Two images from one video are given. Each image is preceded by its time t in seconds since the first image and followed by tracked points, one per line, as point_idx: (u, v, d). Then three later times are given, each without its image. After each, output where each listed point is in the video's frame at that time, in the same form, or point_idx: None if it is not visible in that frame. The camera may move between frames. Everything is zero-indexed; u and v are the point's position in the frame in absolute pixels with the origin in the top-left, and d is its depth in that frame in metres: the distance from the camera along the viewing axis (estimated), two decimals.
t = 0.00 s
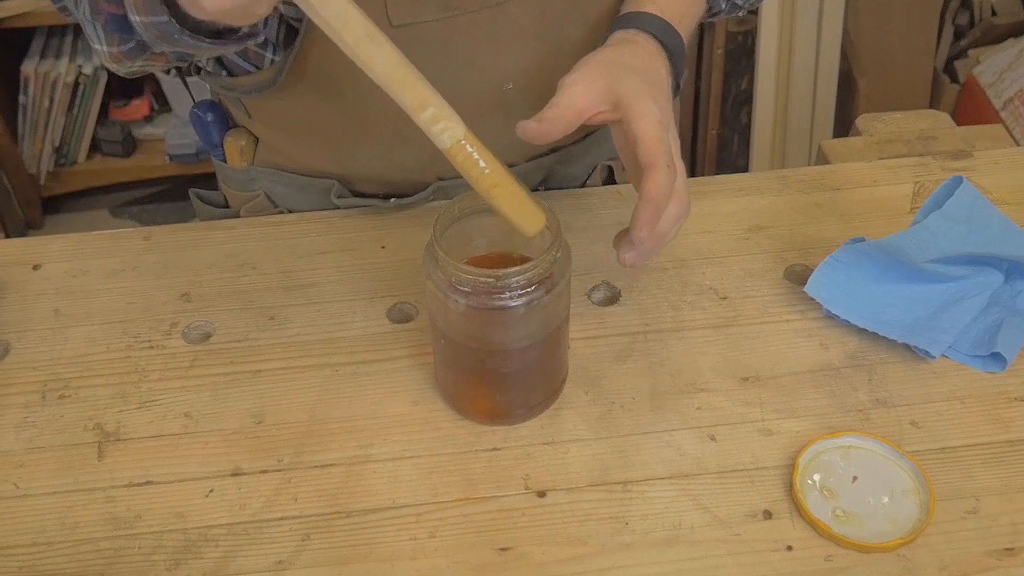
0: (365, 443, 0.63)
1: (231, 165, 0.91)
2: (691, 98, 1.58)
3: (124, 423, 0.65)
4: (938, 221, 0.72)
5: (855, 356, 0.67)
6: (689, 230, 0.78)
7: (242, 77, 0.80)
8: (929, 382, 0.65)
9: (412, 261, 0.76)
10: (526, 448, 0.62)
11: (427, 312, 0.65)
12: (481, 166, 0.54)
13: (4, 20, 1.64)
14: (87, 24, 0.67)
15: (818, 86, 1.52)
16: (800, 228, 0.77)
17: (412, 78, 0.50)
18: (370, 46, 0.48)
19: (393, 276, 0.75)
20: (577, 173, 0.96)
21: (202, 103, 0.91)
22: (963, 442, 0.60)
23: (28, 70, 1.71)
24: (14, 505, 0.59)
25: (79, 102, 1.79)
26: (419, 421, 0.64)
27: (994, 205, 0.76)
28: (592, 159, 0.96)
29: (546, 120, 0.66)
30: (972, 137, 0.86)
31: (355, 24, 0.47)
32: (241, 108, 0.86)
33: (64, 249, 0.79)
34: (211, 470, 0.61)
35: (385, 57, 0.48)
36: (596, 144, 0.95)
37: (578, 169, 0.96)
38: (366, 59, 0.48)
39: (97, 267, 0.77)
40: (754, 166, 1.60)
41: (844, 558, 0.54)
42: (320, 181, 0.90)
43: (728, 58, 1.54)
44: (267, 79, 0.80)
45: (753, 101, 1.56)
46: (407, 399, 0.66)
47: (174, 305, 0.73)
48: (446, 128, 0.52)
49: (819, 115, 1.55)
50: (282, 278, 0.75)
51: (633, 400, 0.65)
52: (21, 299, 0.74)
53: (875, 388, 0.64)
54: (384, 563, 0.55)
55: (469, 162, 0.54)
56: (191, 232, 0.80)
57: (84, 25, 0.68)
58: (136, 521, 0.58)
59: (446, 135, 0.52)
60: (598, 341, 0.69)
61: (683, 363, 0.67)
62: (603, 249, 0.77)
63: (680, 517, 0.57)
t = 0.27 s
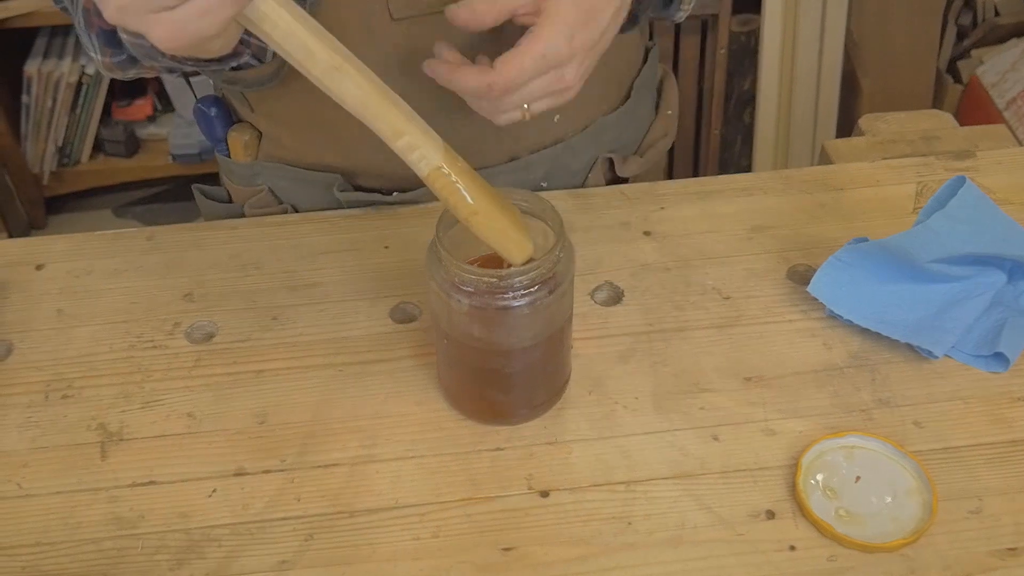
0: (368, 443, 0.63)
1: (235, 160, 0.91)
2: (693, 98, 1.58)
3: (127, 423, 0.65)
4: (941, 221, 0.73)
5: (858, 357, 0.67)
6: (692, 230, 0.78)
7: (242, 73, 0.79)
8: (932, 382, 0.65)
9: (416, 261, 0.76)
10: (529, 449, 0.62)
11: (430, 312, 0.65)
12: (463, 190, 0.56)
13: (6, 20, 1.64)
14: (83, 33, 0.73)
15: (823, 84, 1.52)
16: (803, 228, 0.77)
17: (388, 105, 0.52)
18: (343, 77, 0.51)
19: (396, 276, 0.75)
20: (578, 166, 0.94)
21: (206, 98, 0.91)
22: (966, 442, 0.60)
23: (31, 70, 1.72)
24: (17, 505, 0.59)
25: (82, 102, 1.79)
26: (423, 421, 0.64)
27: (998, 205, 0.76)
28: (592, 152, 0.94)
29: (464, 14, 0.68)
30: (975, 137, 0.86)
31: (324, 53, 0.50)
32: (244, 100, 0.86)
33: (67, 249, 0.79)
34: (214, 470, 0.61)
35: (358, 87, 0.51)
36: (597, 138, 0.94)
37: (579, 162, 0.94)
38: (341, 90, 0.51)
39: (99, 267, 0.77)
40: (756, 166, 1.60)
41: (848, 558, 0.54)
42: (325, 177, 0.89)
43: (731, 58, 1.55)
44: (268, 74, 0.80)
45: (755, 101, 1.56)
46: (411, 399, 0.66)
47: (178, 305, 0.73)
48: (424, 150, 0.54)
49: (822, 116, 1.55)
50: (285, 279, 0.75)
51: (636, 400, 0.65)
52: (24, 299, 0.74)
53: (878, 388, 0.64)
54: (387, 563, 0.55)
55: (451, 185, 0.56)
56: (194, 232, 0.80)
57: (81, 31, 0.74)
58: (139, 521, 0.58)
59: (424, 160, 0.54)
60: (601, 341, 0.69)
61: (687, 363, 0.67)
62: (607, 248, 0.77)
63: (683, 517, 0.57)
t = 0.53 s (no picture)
0: (370, 443, 0.63)
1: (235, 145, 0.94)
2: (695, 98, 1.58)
3: (130, 423, 0.65)
4: (944, 221, 0.72)
5: (860, 357, 0.67)
6: (695, 230, 0.78)
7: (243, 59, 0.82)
8: (935, 382, 0.65)
9: (419, 261, 0.76)
10: (532, 449, 0.62)
11: (433, 312, 0.65)
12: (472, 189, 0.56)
13: (8, 20, 1.64)
14: (88, 27, 0.75)
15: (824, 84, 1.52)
16: (806, 228, 0.77)
17: (402, 102, 0.52)
18: (358, 72, 0.50)
19: (399, 276, 0.75)
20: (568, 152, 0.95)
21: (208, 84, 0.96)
22: (969, 442, 0.60)
23: (34, 70, 1.73)
24: (20, 505, 0.59)
25: (86, 102, 1.79)
26: (426, 421, 0.64)
27: (1001, 205, 0.76)
28: (580, 137, 0.94)
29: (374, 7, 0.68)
30: (979, 136, 0.86)
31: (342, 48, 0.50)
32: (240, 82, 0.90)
33: (69, 248, 0.79)
34: (217, 470, 0.61)
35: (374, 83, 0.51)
36: (584, 124, 0.94)
37: (568, 147, 0.94)
38: (356, 85, 0.51)
39: (102, 267, 0.77)
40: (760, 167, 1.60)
41: (851, 558, 0.54)
42: (321, 163, 0.91)
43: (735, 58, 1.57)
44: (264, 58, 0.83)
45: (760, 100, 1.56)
46: (413, 399, 0.66)
47: (181, 305, 0.73)
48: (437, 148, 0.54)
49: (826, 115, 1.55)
50: (288, 278, 0.75)
51: (639, 400, 0.65)
52: (27, 299, 0.74)
53: (881, 388, 0.64)
54: (390, 563, 0.55)
55: (460, 181, 0.56)
56: (197, 233, 0.80)
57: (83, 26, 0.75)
58: (142, 521, 0.58)
59: (435, 156, 0.54)
60: (604, 341, 0.69)
61: (690, 363, 0.67)
62: (610, 248, 0.76)
63: (686, 517, 0.57)
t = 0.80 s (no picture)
0: (373, 443, 0.63)
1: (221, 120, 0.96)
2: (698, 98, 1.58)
3: (133, 423, 0.65)
4: (948, 221, 0.72)
5: (863, 357, 0.67)
6: (698, 230, 0.78)
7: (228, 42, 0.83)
8: (938, 382, 0.65)
9: (422, 261, 0.76)
10: (535, 449, 0.62)
11: (436, 312, 0.65)
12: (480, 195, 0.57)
13: (10, 20, 1.64)
14: (76, 7, 0.77)
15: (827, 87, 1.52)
16: (810, 228, 0.77)
17: (411, 106, 0.54)
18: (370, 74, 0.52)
19: (402, 276, 0.75)
20: (542, 147, 0.96)
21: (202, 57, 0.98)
22: (972, 443, 0.60)
23: (37, 70, 1.72)
24: (23, 505, 0.59)
25: (88, 102, 1.79)
26: (429, 421, 0.64)
27: (1004, 205, 0.76)
28: (551, 133, 0.96)
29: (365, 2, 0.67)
30: (983, 136, 0.86)
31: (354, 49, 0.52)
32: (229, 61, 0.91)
33: (72, 248, 0.79)
34: (220, 470, 0.61)
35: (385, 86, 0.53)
36: (556, 120, 0.95)
37: (541, 142, 0.95)
38: (367, 86, 0.53)
39: (106, 267, 0.77)
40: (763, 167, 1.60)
41: (853, 558, 0.54)
42: (302, 144, 0.93)
43: (738, 59, 1.57)
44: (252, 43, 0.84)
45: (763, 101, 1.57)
46: (416, 399, 0.66)
47: (184, 305, 0.73)
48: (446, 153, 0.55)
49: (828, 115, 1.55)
50: (291, 279, 0.75)
51: (642, 400, 0.65)
52: (30, 298, 0.74)
53: (884, 388, 0.64)
54: (392, 563, 0.55)
55: (469, 184, 0.56)
56: (200, 233, 0.80)
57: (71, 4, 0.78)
58: (145, 521, 0.58)
59: (445, 159, 0.55)
60: (607, 341, 0.69)
61: (693, 363, 0.67)
62: (613, 248, 0.76)
63: (689, 517, 0.57)
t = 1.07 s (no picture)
0: (377, 443, 0.63)
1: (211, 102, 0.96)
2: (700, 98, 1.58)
3: (136, 423, 0.65)
4: (949, 221, 0.72)
5: (866, 357, 0.67)
6: (701, 230, 0.78)
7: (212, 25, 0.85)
8: (941, 382, 0.65)
9: (425, 261, 0.76)
10: (538, 448, 0.62)
11: (440, 312, 0.65)
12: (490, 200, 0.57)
13: (13, 20, 1.64)
14: None
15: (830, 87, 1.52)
16: (813, 228, 0.77)
17: (425, 109, 0.55)
18: (390, 74, 0.55)
19: (406, 276, 0.75)
20: (525, 150, 0.95)
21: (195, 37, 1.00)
22: (975, 443, 0.60)
23: (40, 70, 1.73)
24: (26, 505, 0.59)
25: (91, 102, 1.79)
26: (432, 421, 0.64)
27: (1007, 205, 0.76)
28: (537, 136, 0.95)
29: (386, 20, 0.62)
30: (986, 136, 0.86)
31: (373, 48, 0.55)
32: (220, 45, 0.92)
33: (76, 248, 0.79)
34: (223, 469, 0.61)
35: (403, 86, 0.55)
36: (542, 123, 0.95)
37: (524, 146, 0.95)
38: (386, 86, 0.55)
39: (109, 266, 0.77)
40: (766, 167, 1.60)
41: (856, 558, 0.54)
42: (281, 129, 0.93)
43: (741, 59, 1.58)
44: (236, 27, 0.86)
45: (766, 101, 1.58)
46: (419, 399, 0.66)
47: (187, 305, 0.73)
48: (457, 158, 0.56)
49: (831, 115, 1.55)
50: (294, 278, 0.75)
51: (645, 400, 0.65)
52: (33, 298, 0.74)
53: (887, 388, 0.64)
54: (396, 563, 0.55)
55: (480, 194, 0.57)
56: (203, 232, 0.80)
57: None
58: (148, 521, 0.58)
59: (458, 166, 0.56)
60: (610, 341, 0.69)
61: (696, 363, 0.67)
62: (616, 248, 0.76)
63: (692, 517, 0.57)
